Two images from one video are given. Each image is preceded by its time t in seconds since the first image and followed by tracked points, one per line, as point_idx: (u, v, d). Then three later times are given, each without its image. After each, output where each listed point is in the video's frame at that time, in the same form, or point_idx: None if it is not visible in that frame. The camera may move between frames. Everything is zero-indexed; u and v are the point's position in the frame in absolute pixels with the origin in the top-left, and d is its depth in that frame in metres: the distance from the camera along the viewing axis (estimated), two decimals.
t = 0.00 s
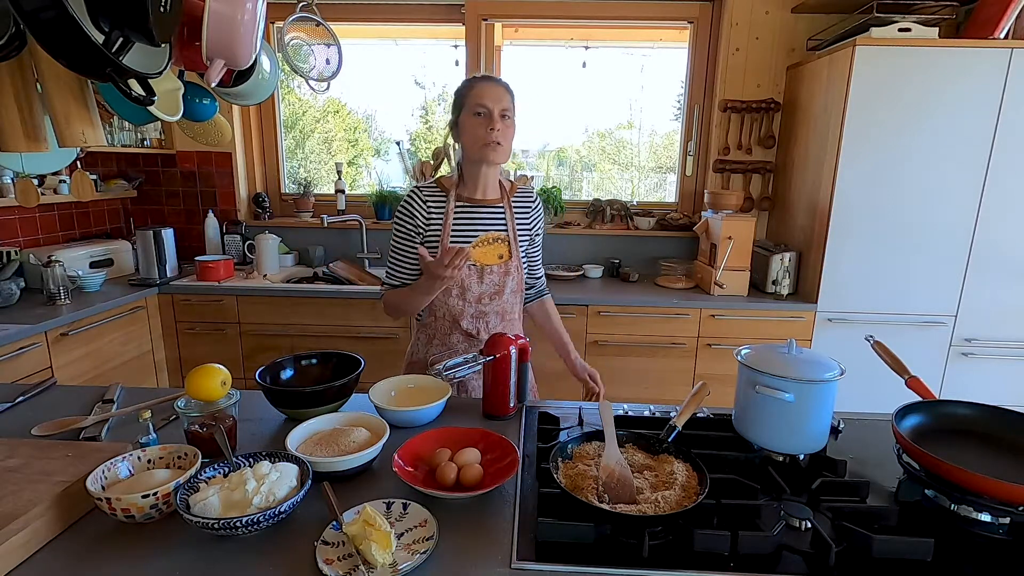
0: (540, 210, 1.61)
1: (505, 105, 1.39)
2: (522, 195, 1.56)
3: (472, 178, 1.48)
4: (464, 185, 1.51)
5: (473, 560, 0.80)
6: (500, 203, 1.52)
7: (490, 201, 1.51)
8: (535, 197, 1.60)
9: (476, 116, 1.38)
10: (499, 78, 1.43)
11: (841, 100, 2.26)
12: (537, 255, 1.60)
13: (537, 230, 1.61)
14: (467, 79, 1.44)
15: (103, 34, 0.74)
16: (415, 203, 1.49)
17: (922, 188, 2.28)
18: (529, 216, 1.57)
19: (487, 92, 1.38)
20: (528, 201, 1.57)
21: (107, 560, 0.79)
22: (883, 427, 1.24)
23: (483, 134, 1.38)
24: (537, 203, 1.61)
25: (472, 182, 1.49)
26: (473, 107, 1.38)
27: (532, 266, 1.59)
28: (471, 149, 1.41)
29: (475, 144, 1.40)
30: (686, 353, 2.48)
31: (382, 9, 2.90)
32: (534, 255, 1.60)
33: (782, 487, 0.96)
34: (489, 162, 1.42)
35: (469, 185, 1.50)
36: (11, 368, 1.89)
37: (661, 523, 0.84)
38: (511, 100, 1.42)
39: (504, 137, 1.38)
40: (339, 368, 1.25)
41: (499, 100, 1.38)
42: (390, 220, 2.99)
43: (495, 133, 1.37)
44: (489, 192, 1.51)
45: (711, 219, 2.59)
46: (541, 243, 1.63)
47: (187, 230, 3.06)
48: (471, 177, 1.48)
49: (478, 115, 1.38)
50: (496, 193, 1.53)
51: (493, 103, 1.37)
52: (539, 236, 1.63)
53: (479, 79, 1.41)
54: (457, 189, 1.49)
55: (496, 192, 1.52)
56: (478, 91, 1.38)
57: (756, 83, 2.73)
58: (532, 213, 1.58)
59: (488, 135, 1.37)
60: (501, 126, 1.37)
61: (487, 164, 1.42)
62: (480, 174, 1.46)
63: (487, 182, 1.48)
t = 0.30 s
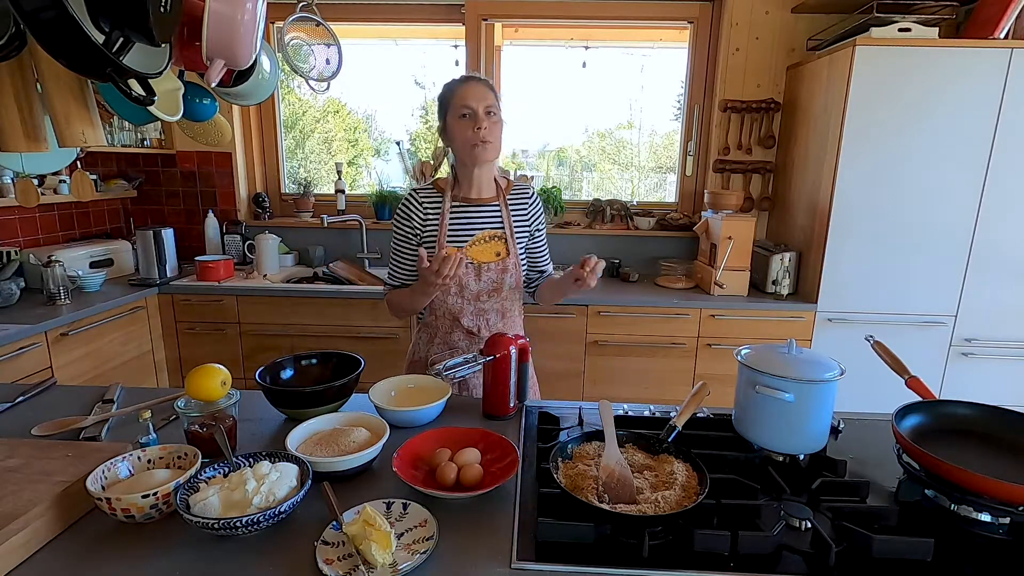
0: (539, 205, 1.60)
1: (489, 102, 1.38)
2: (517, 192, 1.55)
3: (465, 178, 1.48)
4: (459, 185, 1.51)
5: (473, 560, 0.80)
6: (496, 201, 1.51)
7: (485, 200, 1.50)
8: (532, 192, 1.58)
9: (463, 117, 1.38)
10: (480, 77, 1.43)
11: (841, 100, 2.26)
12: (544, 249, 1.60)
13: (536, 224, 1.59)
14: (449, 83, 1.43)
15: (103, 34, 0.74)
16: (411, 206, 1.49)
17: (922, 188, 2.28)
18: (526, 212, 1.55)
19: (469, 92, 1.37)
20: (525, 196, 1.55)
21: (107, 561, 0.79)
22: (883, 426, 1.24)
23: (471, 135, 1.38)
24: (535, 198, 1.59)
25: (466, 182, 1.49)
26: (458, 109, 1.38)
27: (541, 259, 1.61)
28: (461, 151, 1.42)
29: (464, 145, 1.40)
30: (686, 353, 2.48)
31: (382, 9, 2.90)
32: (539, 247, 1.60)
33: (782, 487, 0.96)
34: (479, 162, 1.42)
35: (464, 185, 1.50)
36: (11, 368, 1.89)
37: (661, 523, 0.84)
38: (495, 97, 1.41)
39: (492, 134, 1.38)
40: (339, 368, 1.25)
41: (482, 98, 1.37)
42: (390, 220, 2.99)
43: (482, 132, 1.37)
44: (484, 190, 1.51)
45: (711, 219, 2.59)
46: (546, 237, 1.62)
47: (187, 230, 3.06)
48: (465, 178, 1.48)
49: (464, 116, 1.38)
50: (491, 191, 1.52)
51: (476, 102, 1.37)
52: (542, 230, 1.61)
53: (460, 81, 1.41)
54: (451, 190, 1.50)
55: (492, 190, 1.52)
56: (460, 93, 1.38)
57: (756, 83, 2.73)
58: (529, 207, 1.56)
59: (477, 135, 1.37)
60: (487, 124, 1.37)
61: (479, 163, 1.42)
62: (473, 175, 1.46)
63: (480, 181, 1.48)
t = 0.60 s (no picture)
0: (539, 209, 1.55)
1: (482, 99, 1.39)
2: (512, 196, 1.52)
3: (459, 178, 1.49)
4: (454, 185, 1.53)
5: (473, 560, 0.80)
6: (490, 203, 1.51)
7: (479, 201, 1.51)
8: (530, 194, 1.54)
9: (455, 113, 1.39)
10: (478, 75, 1.44)
11: (841, 100, 2.26)
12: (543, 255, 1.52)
13: (532, 227, 1.52)
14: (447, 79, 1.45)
15: (103, 34, 0.74)
16: (406, 205, 1.55)
17: (922, 188, 2.28)
18: (520, 215, 1.52)
19: (463, 88, 1.38)
20: (521, 200, 1.52)
21: (107, 561, 0.79)
22: (883, 427, 1.24)
23: (461, 130, 1.39)
24: (534, 201, 1.54)
25: (461, 182, 1.50)
26: (451, 104, 1.39)
27: (539, 265, 1.52)
28: (454, 147, 1.42)
29: (455, 141, 1.41)
30: (686, 353, 2.48)
31: (382, 9, 2.90)
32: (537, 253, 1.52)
33: (782, 487, 0.96)
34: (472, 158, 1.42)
35: (458, 185, 1.51)
36: (11, 368, 1.89)
37: (661, 523, 0.84)
38: (490, 95, 1.42)
39: (483, 131, 1.38)
40: (339, 368, 1.25)
41: (475, 95, 1.38)
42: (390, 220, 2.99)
43: (472, 127, 1.37)
44: (479, 191, 1.51)
45: (711, 219, 2.59)
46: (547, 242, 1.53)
47: (187, 230, 3.06)
48: (459, 177, 1.49)
49: (456, 112, 1.39)
50: (487, 193, 1.52)
51: (469, 98, 1.38)
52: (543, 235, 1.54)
53: (456, 79, 1.42)
54: (445, 190, 1.52)
55: (486, 191, 1.52)
56: (454, 89, 1.40)
57: (756, 83, 2.73)
58: (524, 211, 1.52)
59: (467, 130, 1.38)
60: (478, 120, 1.37)
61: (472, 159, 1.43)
62: (467, 173, 1.47)
63: (474, 182, 1.49)
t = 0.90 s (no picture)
0: (528, 209, 1.56)
1: (477, 99, 1.39)
2: (502, 198, 1.54)
3: (449, 181, 1.50)
4: (443, 188, 1.53)
5: (473, 560, 0.80)
6: (481, 205, 1.51)
7: (469, 203, 1.52)
8: (519, 195, 1.56)
9: (450, 111, 1.39)
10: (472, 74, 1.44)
11: (841, 100, 2.26)
12: (533, 256, 1.53)
13: (523, 227, 1.53)
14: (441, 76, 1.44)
15: (103, 34, 0.74)
16: (394, 210, 1.55)
17: (922, 188, 2.28)
18: (510, 216, 1.52)
19: (459, 87, 1.38)
20: (511, 200, 1.53)
21: (107, 560, 0.79)
22: (883, 427, 1.24)
23: (455, 129, 1.38)
24: (523, 201, 1.56)
25: (451, 185, 1.51)
26: (446, 102, 1.38)
27: (530, 265, 1.53)
28: (446, 146, 1.42)
29: (449, 140, 1.40)
30: (686, 353, 2.48)
31: (382, 9, 2.90)
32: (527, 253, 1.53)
33: (782, 487, 0.96)
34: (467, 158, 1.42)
35: (447, 188, 1.52)
36: (11, 368, 1.89)
37: (661, 523, 0.84)
38: (485, 95, 1.42)
39: (478, 132, 1.38)
40: (339, 368, 1.25)
41: (471, 94, 1.38)
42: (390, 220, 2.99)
43: (468, 127, 1.37)
44: (469, 194, 1.52)
45: (711, 219, 2.59)
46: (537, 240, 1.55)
47: (187, 230, 3.06)
48: (450, 179, 1.50)
49: (451, 110, 1.38)
50: (477, 195, 1.53)
51: (465, 97, 1.38)
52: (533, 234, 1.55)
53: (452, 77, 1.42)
54: (434, 194, 1.52)
55: (477, 193, 1.53)
56: (450, 87, 1.39)
57: (756, 83, 2.73)
58: (514, 212, 1.53)
59: (462, 130, 1.37)
60: (473, 120, 1.37)
61: (466, 160, 1.42)
62: (459, 174, 1.47)
63: (465, 185, 1.49)
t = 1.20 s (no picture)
0: (522, 202, 1.55)
1: (463, 103, 1.38)
2: (495, 194, 1.54)
3: (441, 184, 1.50)
4: (436, 193, 1.53)
5: (473, 560, 0.80)
6: (475, 205, 1.52)
7: (464, 204, 1.52)
8: (511, 189, 1.56)
9: (436, 120, 1.38)
10: (452, 77, 1.42)
11: (841, 100, 2.26)
12: (533, 251, 1.53)
13: (518, 222, 1.53)
14: (422, 83, 1.42)
15: (103, 34, 0.74)
16: (390, 217, 1.52)
17: (922, 188, 2.28)
18: (506, 211, 1.53)
19: (442, 95, 1.37)
20: (506, 194, 1.54)
21: (107, 560, 0.79)
22: (883, 427, 1.24)
23: (445, 138, 1.37)
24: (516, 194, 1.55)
25: (444, 189, 1.50)
26: (432, 111, 1.37)
27: (530, 262, 1.54)
28: (437, 155, 1.41)
29: (440, 149, 1.39)
30: (686, 353, 2.48)
31: (382, 9, 2.90)
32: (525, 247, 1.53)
33: (782, 487, 0.96)
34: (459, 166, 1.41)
35: (440, 191, 1.51)
36: (11, 368, 1.89)
37: (661, 523, 0.84)
38: (469, 97, 1.41)
39: (468, 137, 1.37)
40: (339, 368, 1.25)
41: (455, 99, 1.37)
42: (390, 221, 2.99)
43: (457, 135, 1.36)
44: (463, 195, 1.52)
45: (711, 219, 2.59)
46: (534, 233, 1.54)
47: (187, 230, 3.06)
48: (443, 183, 1.49)
49: (438, 119, 1.37)
50: (471, 194, 1.53)
51: (449, 104, 1.37)
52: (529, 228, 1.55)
53: (432, 83, 1.40)
54: (428, 198, 1.52)
55: (471, 193, 1.53)
56: (433, 95, 1.37)
57: (756, 83, 2.73)
58: (510, 208, 1.53)
59: (451, 139, 1.37)
60: (462, 126, 1.36)
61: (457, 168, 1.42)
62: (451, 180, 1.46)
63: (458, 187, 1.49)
